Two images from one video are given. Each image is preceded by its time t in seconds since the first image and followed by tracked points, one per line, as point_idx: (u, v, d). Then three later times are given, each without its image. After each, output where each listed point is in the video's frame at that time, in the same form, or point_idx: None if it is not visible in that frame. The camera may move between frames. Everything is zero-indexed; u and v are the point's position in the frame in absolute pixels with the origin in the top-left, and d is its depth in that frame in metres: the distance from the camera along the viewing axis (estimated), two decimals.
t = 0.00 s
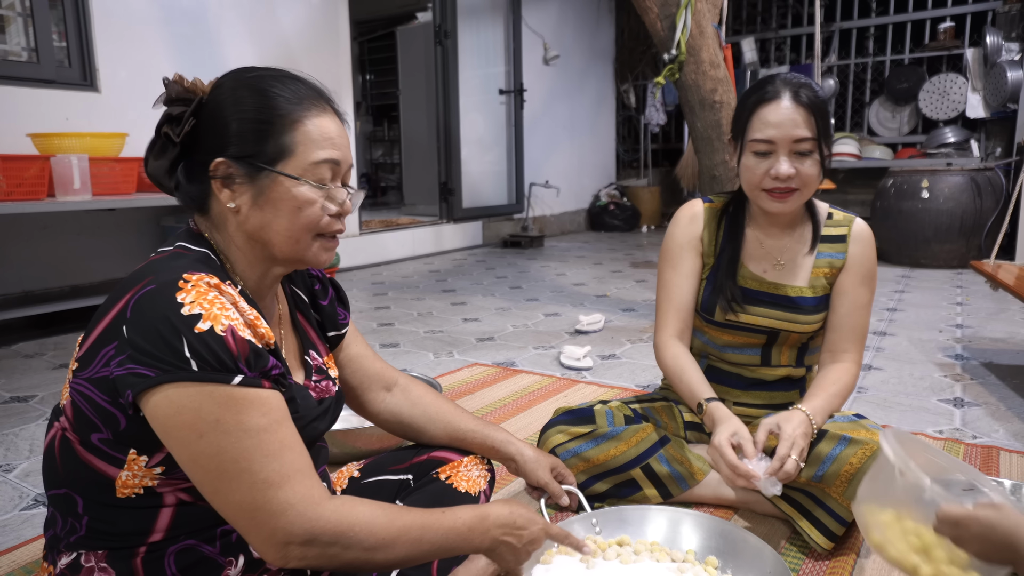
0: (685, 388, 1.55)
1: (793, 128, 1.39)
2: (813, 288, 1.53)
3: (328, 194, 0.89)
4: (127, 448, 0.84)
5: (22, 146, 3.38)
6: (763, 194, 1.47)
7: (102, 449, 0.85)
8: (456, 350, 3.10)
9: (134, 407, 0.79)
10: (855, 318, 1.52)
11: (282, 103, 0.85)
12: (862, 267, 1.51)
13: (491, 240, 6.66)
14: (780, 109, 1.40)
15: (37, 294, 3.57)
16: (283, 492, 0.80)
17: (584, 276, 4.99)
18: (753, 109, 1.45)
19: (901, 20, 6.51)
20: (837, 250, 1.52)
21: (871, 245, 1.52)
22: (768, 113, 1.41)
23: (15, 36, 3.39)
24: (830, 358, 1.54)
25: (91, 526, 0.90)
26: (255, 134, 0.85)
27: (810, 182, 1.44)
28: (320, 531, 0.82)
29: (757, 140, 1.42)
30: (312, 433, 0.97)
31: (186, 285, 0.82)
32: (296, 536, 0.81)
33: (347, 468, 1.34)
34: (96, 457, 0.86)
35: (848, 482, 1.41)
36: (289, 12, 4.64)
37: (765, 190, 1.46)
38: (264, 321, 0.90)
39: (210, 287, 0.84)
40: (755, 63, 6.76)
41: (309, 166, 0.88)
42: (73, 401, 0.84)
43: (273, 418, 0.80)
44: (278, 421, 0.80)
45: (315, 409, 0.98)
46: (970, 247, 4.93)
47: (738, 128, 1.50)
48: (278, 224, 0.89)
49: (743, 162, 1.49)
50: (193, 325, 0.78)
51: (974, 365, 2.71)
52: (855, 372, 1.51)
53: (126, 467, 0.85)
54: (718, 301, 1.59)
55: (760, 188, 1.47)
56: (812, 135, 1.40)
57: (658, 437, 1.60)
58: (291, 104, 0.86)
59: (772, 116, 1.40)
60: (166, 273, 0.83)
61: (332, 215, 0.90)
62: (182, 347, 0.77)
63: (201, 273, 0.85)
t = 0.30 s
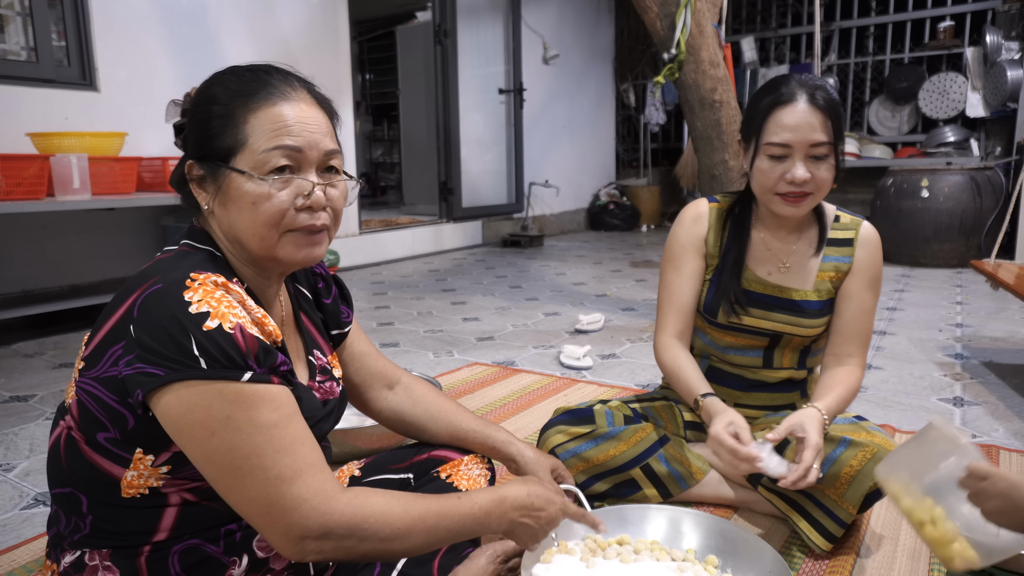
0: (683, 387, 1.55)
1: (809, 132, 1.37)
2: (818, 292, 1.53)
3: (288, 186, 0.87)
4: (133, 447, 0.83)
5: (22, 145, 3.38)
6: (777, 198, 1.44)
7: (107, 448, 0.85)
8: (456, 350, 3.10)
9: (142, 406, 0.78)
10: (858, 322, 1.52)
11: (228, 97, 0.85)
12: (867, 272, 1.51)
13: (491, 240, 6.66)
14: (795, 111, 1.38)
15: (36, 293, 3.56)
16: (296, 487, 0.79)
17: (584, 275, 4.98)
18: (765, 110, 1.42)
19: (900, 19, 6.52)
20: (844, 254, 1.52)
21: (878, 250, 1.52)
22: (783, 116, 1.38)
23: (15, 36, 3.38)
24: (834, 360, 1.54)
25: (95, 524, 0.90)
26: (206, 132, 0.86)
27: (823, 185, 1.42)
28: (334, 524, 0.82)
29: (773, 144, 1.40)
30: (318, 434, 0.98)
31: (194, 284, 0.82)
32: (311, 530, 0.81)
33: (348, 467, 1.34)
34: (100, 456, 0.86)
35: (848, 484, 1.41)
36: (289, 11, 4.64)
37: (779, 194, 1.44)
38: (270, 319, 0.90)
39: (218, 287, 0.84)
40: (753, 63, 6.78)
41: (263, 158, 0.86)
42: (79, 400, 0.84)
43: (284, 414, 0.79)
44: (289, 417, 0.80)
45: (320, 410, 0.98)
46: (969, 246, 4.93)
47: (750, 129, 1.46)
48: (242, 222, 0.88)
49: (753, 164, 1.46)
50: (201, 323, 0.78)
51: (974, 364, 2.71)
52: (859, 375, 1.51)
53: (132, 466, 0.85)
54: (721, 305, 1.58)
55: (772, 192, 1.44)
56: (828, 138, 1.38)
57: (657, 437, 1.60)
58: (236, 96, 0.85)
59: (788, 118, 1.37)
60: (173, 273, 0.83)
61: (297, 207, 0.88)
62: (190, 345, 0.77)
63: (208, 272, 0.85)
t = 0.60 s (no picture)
0: (692, 384, 1.55)
1: (829, 136, 1.36)
2: (822, 295, 1.53)
3: (279, 186, 0.87)
4: (134, 450, 0.83)
5: (24, 145, 3.39)
6: (795, 202, 1.43)
7: (108, 451, 0.85)
8: (457, 349, 3.10)
9: (139, 408, 0.78)
10: (863, 324, 1.53)
11: (220, 97, 0.85)
12: (873, 275, 1.51)
13: (492, 240, 6.65)
14: (814, 113, 1.37)
15: (38, 293, 3.56)
16: (279, 500, 0.79)
17: (585, 275, 4.98)
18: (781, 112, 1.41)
19: (902, 19, 6.52)
20: (850, 257, 1.52)
21: (883, 252, 1.52)
22: (802, 118, 1.38)
23: (16, 35, 3.39)
24: (839, 362, 1.55)
25: (98, 525, 0.90)
26: (200, 132, 0.87)
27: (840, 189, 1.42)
28: (313, 541, 0.81)
29: (794, 146, 1.39)
30: (318, 435, 0.97)
31: (194, 287, 0.82)
32: (289, 545, 0.80)
33: (350, 466, 1.34)
34: (102, 457, 0.86)
35: (850, 485, 1.41)
36: (290, 11, 4.64)
37: (797, 197, 1.43)
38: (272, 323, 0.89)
39: (219, 290, 0.84)
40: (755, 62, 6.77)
41: (254, 158, 0.86)
42: (80, 400, 0.84)
43: (274, 424, 0.79)
44: (280, 427, 0.79)
45: (322, 411, 0.98)
46: (971, 246, 4.92)
47: (764, 131, 1.45)
48: (236, 222, 0.88)
49: (768, 166, 1.45)
50: (199, 327, 0.78)
51: (976, 364, 2.71)
52: (865, 378, 1.52)
53: (133, 468, 0.85)
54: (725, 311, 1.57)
55: (791, 195, 1.43)
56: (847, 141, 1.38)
57: (658, 437, 1.60)
58: (228, 95, 0.85)
59: (808, 120, 1.37)
60: (175, 275, 0.83)
61: (289, 207, 0.88)
62: (187, 349, 0.77)
63: (210, 275, 0.85)
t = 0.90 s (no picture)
0: (697, 387, 1.55)
1: (837, 142, 1.36)
2: (828, 300, 1.53)
3: (285, 174, 0.87)
4: (131, 447, 0.84)
5: (26, 144, 3.39)
6: (800, 208, 1.43)
7: (107, 448, 0.85)
8: (459, 348, 3.10)
9: (133, 405, 0.79)
10: (866, 329, 1.53)
11: (218, 92, 0.86)
12: (879, 280, 1.52)
13: (494, 239, 6.65)
14: (822, 120, 1.36)
15: (40, 292, 3.57)
16: (263, 501, 0.78)
17: (587, 274, 4.98)
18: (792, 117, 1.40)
19: (904, 17, 6.50)
20: (857, 262, 1.51)
21: (889, 257, 1.52)
22: (811, 124, 1.37)
23: (18, 35, 3.39)
24: (842, 367, 1.55)
25: (98, 523, 0.90)
26: (199, 128, 0.86)
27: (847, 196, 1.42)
28: (294, 547, 0.79)
29: (801, 152, 1.38)
30: (315, 433, 0.97)
31: (188, 284, 0.82)
32: (273, 547, 0.79)
33: (351, 465, 1.34)
34: (100, 455, 0.86)
35: (854, 487, 1.41)
36: (291, 10, 4.64)
37: (803, 204, 1.43)
38: (267, 321, 0.90)
39: (213, 287, 0.84)
40: (756, 61, 6.78)
41: (258, 149, 0.86)
42: (79, 398, 0.85)
43: (262, 424, 0.78)
44: (267, 427, 0.79)
45: (320, 410, 0.98)
46: (973, 245, 4.92)
47: (773, 136, 1.44)
48: (242, 214, 0.88)
49: (776, 169, 1.45)
50: (190, 324, 0.78)
51: (978, 363, 2.71)
52: (867, 382, 1.53)
53: (131, 466, 0.85)
54: (731, 314, 1.57)
55: (796, 201, 1.43)
56: (856, 148, 1.37)
57: (659, 437, 1.60)
58: (226, 89, 0.86)
59: (815, 126, 1.36)
60: (171, 272, 0.83)
61: (294, 194, 0.88)
62: (177, 346, 0.77)
63: (205, 272, 0.85)
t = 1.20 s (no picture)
0: (699, 390, 1.56)
1: (836, 149, 1.35)
2: (834, 306, 1.52)
3: (260, 164, 0.87)
4: (129, 446, 0.84)
5: (27, 143, 3.39)
6: (799, 214, 1.44)
7: (104, 448, 0.85)
8: (460, 347, 3.10)
9: (137, 403, 0.78)
10: (872, 334, 1.52)
11: (193, 88, 0.87)
12: (886, 286, 1.51)
13: (494, 238, 6.64)
14: (820, 126, 1.36)
15: (40, 291, 3.57)
16: (290, 481, 0.79)
17: (587, 273, 4.98)
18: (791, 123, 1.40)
19: (905, 16, 6.50)
20: (865, 267, 1.51)
21: (898, 262, 1.52)
22: (809, 131, 1.37)
23: (19, 34, 3.39)
24: (848, 371, 1.55)
25: (96, 523, 0.90)
26: (179, 125, 0.87)
27: (848, 204, 1.42)
28: (328, 519, 0.82)
29: (796, 159, 1.39)
30: (315, 430, 0.97)
31: (184, 279, 0.82)
32: (305, 525, 0.81)
33: (352, 464, 1.34)
34: (97, 455, 0.86)
35: (854, 494, 1.41)
36: (292, 10, 4.64)
37: (800, 209, 1.43)
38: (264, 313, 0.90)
39: (209, 281, 0.84)
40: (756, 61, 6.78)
41: (232, 140, 0.86)
42: (76, 398, 0.85)
43: (276, 407, 0.79)
44: (282, 410, 0.79)
45: (318, 406, 0.98)
46: (973, 244, 4.92)
47: (774, 142, 1.44)
48: (222, 207, 0.88)
49: (775, 174, 1.45)
50: (191, 317, 0.78)
51: (979, 362, 2.71)
52: (873, 387, 1.53)
53: (129, 465, 0.85)
54: (735, 317, 1.57)
55: (795, 207, 1.43)
56: (855, 155, 1.36)
57: (661, 437, 1.60)
58: (200, 84, 0.86)
59: (814, 132, 1.36)
60: (166, 270, 0.83)
61: (270, 182, 0.87)
62: (180, 339, 0.77)
63: (200, 267, 0.85)
